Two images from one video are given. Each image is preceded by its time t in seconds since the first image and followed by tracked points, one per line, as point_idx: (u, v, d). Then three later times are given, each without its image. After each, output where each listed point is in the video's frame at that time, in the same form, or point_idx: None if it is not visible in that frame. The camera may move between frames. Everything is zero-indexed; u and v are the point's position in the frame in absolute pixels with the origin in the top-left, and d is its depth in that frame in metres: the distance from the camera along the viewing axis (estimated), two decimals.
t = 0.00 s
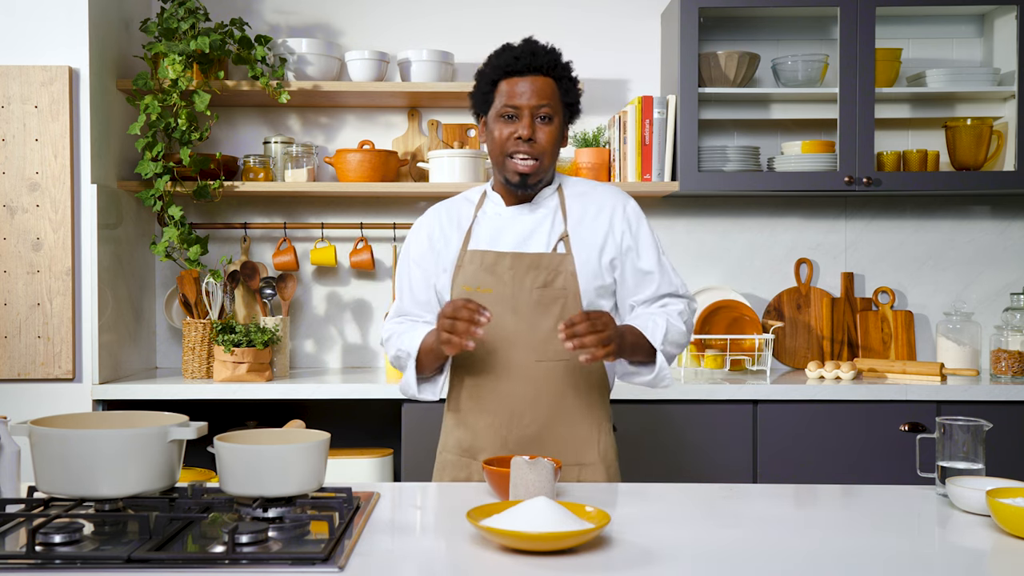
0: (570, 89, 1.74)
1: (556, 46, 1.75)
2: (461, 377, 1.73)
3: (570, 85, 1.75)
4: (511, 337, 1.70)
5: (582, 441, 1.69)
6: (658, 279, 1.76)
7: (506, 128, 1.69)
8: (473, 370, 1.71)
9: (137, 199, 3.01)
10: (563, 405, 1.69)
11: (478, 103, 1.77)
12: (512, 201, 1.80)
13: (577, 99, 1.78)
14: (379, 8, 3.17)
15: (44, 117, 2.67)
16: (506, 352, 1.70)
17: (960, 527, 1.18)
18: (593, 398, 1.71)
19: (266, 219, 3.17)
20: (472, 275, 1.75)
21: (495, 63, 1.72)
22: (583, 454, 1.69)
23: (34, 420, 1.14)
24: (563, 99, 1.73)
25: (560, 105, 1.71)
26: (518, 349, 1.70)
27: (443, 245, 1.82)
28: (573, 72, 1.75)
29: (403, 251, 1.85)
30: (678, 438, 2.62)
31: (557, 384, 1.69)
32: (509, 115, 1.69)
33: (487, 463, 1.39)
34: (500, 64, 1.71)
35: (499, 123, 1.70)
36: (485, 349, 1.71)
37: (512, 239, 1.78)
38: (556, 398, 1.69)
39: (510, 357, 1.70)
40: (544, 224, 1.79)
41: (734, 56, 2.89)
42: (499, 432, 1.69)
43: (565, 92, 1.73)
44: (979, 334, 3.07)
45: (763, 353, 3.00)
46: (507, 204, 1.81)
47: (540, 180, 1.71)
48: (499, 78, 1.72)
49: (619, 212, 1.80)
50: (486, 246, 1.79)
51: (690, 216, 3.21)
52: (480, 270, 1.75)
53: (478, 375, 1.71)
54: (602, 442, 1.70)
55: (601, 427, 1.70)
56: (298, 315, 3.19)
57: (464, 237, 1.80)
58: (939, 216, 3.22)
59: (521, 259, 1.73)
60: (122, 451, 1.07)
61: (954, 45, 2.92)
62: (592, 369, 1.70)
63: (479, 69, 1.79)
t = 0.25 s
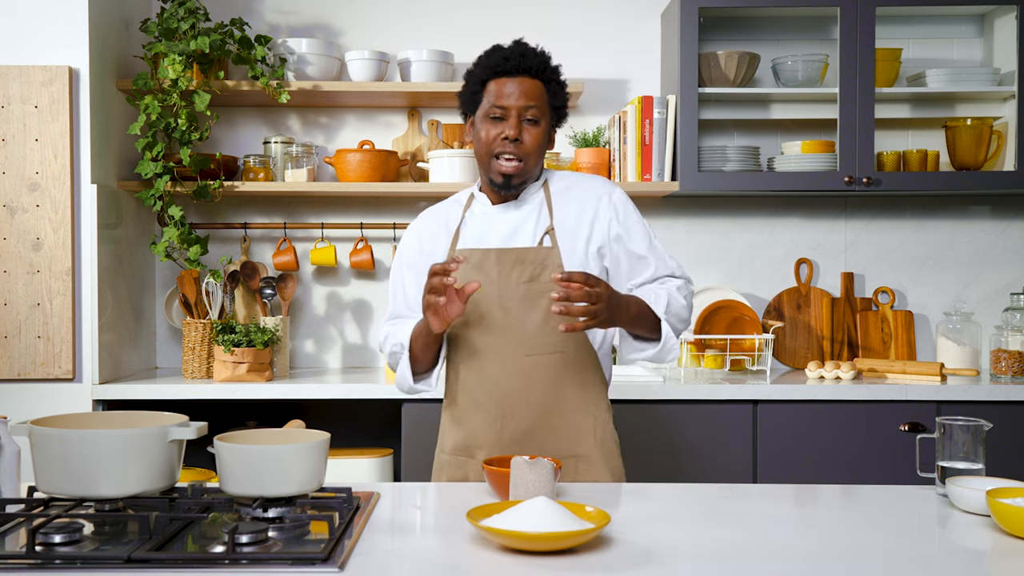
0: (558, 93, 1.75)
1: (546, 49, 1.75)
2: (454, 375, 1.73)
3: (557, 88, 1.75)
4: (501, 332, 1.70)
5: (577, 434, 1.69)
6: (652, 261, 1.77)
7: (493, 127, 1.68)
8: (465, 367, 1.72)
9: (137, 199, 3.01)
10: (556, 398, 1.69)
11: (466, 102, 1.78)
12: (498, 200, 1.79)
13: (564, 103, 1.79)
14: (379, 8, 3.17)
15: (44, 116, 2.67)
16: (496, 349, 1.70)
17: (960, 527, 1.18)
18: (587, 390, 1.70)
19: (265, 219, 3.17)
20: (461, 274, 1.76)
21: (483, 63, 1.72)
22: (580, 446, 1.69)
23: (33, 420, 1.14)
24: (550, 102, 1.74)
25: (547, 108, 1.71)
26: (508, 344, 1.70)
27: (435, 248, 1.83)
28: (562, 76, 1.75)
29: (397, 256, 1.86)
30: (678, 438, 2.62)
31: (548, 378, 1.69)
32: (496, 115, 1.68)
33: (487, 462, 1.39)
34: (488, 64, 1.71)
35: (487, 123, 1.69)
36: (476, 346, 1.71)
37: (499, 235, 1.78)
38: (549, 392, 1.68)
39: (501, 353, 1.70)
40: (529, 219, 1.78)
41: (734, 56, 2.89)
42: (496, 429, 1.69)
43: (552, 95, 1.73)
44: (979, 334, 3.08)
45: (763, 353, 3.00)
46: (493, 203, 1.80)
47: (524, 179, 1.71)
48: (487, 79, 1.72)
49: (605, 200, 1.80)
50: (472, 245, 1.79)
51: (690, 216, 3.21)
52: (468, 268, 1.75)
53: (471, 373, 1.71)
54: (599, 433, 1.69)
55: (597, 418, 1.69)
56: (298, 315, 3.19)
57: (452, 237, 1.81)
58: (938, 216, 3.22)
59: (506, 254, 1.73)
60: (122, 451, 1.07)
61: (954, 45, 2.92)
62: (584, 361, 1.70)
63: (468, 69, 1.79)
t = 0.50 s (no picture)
0: (551, 93, 1.75)
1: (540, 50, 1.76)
2: (452, 375, 1.73)
3: (552, 89, 1.75)
4: (499, 333, 1.71)
5: (576, 434, 1.69)
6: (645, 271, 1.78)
7: (488, 132, 1.69)
8: (463, 368, 1.72)
9: (137, 199, 3.01)
10: (554, 399, 1.69)
11: (462, 104, 1.78)
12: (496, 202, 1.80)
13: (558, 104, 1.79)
14: (379, 8, 3.17)
15: (44, 117, 2.67)
16: (494, 349, 1.70)
17: (961, 527, 1.18)
18: (585, 390, 1.70)
19: (265, 219, 3.17)
20: (459, 275, 1.76)
21: (478, 66, 1.72)
22: (578, 447, 1.69)
23: (34, 420, 1.14)
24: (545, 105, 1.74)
25: (541, 110, 1.71)
26: (506, 344, 1.70)
27: (431, 250, 1.83)
28: (555, 76, 1.76)
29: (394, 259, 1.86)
30: (678, 438, 2.62)
31: (547, 378, 1.69)
32: (490, 119, 1.69)
33: (488, 463, 1.39)
34: (482, 68, 1.71)
35: (482, 127, 1.70)
36: (474, 347, 1.71)
37: (497, 236, 1.79)
38: (547, 393, 1.69)
39: (499, 353, 1.70)
40: (527, 220, 1.79)
41: (734, 56, 2.89)
42: (494, 430, 1.69)
43: (547, 97, 1.74)
44: (979, 334, 3.08)
45: (763, 353, 3.00)
46: (490, 205, 1.81)
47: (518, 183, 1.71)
48: (482, 82, 1.72)
49: (602, 206, 1.81)
50: (470, 245, 1.80)
51: (690, 216, 3.21)
52: (467, 268, 1.76)
53: (469, 373, 1.71)
54: (597, 434, 1.69)
55: (595, 419, 1.69)
56: (297, 315, 3.19)
57: (449, 239, 1.81)
58: (938, 216, 3.22)
59: (504, 255, 1.74)
60: (122, 451, 1.07)
61: (954, 45, 2.92)
62: (582, 360, 1.70)
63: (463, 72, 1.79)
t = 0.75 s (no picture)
0: (558, 97, 1.76)
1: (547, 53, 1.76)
2: (454, 377, 1.73)
3: (556, 93, 1.76)
4: (502, 334, 1.71)
5: (577, 436, 1.69)
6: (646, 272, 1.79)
7: (493, 134, 1.68)
8: (466, 369, 1.71)
9: (137, 199, 3.01)
10: (556, 400, 1.69)
11: (467, 104, 1.78)
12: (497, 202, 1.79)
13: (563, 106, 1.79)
14: (379, 8, 3.17)
15: (44, 117, 2.67)
16: (498, 350, 1.70)
17: (961, 527, 1.18)
18: (587, 392, 1.70)
19: (265, 219, 3.17)
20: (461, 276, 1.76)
21: (485, 67, 1.72)
22: (579, 448, 1.69)
23: (34, 420, 1.14)
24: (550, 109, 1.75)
25: (547, 115, 1.71)
26: (509, 346, 1.70)
27: (431, 250, 1.82)
28: (561, 80, 1.77)
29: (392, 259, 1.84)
30: (678, 438, 2.62)
31: (549, 379, 1.69)
32: (496, 121, 1.68)
33: (487, 463, 1.39)
34: (489, 69, 1.71)
35: (487, 129, 1.70)
36: (477, 348, 1.71)
37: (500, 237, 1.78)
38: (549, 394, 1.69)
39: (502, 354, 1.70)
40: (529, 221, 1.79)
41: (734, 56, 2.89)
42: (496, 431, 1.69)
43: (553, 101, 1.75)
44: (979, 334, 3.08)
45: (763, 353, 3.00)
46: (491, 206, 1.81)
47: (520, 187, 1.71)
48: (488, 83, 1.72)
49: (603, 207, 1.82)
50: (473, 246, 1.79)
51: (690, 216, 3.21)
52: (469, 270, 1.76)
53: (472, 374, 1.71)
54: (599, 435, 1.70)
55: (596, 420, 1.70)
56: (297, 315, 3.19)
57: (450, 240, 1.80)
58: (938, 216, 3.22)
59: (509, 256, 1.75)
60: (122, 451, 1.07)
61: (954, 45, 2.92)
62: (585, 362, 1.70)
63: (470, 70, 1.78)
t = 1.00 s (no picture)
0: (573, 104, 1.80)
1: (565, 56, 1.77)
2: (460, 379, 1.72)
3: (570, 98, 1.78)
4: (509, 337, 1.70)
5: (582, 440, 1.69)
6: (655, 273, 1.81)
7: (509, 135, 1.68)
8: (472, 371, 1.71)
9: (137, 199, 3.01)
10: (561, 404, 1.69)
11: (483, 101, 1.76)
12: (506, 203, 1.80)
13: (575, 111, 1.82)
14: (379, 8, 3.17)
15: (44, 117, 2.67)
16: (505, 353, 1.70)
17: (961, 527, 1.18)
18: (592, 396, 1.70)
19: (265, 219, 3.17)
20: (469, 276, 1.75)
21: (506, 66, 1.71)
22: (582, 452, 1.69)
23: (34, 420, 1.14)
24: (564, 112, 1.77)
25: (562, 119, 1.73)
26: (516, 349, 1.69)
27: (437, 247, 1.82)
28: (577, 86, 1.79)
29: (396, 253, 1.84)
30: (678, 438, 2.62)
31: (555, 384, 1.69)
32: (513, 123, 1.68)
33: (488, 463, 1.39)
34: (511, 69, 1.70)
35: (502, 130, 1.70)
36: (484, 350, 1.70)
37: (508, 240, 1.79)
38: (555, 398, 1.69)
39: (508, 358, 1.69)
40: (538, 225, 1.80)
41: (734, 56, 2.89)
42: (500, 433, 1.69)
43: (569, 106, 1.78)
44: (979, 334, 3.08)
45: (763, 354, 3.00)
46: (500, 207, 1.81)
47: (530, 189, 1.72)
48: (507, 83, 1.71)
49: (612, 210, 1.83)
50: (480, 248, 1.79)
51: (690, 216, 3.21)
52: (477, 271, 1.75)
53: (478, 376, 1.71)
54: (602, 439, 1.70)
55: (600, 425, 1.70)
56: (297, 315, 3.19)
57: (458, 241, 1.80)
58: (938, 216, 3.22)
59: (518, 259, 1.74)
60: (122, 451, 1.07)
61: (954, 45, 2.92)
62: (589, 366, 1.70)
63: (487, 68, 1.78)
